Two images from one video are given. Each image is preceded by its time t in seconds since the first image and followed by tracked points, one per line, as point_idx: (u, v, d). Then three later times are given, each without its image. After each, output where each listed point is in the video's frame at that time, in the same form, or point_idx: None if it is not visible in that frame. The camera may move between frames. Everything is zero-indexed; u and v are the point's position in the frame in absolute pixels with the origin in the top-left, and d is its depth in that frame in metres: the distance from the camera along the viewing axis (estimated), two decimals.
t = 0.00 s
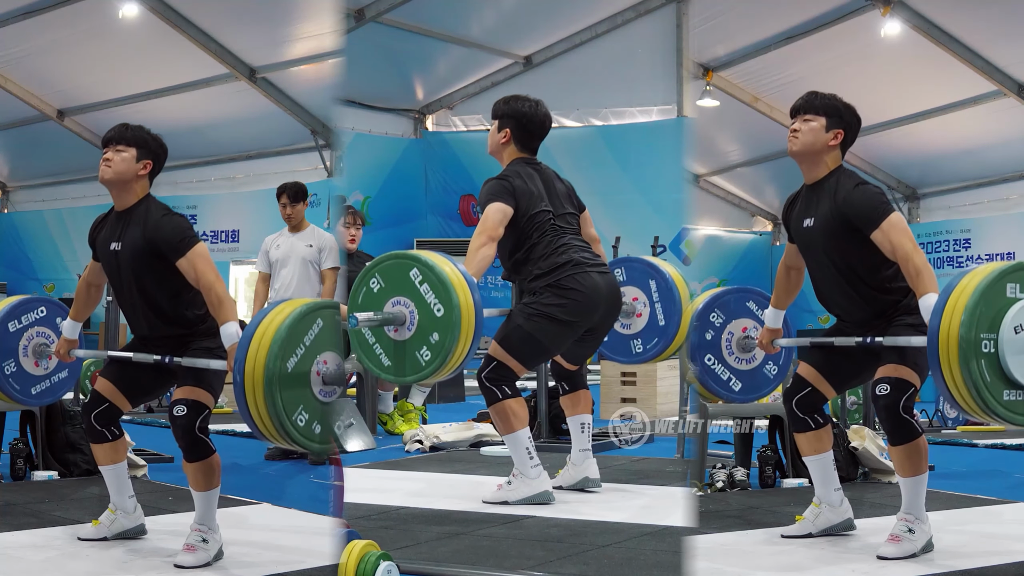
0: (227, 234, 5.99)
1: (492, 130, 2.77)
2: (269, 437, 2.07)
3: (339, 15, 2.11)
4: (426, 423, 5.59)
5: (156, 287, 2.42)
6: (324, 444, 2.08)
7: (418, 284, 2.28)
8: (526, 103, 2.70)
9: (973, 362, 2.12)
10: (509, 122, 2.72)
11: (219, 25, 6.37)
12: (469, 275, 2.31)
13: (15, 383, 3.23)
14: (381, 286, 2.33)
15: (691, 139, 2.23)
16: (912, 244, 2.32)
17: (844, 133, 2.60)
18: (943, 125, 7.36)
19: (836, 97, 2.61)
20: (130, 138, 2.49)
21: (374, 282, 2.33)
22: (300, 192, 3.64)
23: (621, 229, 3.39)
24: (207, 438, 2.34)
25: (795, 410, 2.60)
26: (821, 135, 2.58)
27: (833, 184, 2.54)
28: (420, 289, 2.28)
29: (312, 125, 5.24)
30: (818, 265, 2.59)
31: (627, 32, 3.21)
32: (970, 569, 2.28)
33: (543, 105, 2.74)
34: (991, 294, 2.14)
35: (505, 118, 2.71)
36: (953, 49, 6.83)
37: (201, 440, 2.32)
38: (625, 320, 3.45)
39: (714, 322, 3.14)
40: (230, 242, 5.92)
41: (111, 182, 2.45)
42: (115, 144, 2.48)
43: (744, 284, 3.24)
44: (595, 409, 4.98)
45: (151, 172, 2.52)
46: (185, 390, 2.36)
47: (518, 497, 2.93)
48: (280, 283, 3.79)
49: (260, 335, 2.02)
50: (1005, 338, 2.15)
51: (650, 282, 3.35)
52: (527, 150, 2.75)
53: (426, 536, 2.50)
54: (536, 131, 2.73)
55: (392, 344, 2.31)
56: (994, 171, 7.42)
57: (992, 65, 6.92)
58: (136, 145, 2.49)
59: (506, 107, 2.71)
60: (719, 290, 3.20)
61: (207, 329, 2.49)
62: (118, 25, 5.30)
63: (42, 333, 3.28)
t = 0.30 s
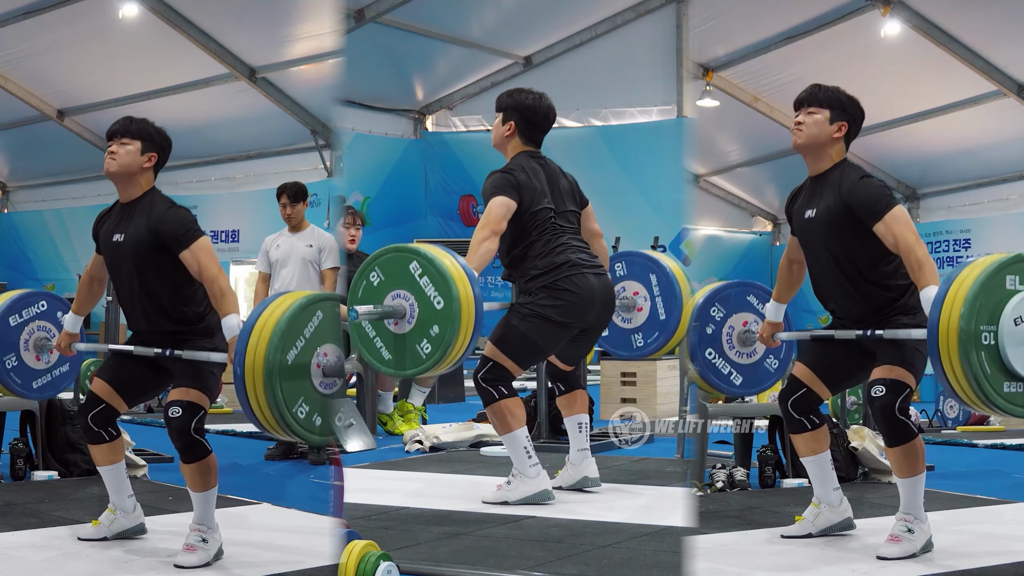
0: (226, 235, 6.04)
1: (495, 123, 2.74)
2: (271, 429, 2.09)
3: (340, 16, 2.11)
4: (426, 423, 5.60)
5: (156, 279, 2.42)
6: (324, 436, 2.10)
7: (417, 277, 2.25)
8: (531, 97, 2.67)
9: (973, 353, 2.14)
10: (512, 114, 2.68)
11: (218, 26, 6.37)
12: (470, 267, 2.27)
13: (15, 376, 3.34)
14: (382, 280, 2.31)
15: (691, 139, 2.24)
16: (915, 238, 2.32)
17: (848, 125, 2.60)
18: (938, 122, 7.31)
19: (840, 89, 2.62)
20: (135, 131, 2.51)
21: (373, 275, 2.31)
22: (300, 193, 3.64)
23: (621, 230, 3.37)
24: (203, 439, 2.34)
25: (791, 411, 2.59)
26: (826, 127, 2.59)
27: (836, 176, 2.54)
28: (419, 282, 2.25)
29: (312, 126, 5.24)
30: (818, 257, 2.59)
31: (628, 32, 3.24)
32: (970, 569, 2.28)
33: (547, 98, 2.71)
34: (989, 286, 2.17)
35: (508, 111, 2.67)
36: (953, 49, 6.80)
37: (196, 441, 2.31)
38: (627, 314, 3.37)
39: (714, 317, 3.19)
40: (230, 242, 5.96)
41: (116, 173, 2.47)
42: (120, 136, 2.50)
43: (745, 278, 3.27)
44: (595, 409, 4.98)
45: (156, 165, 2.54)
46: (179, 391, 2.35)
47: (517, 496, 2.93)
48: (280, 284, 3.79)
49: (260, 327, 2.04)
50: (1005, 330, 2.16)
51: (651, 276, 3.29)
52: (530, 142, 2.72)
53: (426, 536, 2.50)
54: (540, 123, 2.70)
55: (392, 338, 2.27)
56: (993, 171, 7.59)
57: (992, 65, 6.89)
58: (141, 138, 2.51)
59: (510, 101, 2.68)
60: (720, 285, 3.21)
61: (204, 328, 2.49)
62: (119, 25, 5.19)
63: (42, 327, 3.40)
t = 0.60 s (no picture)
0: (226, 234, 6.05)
1: (501, 115, 2.77)
2: (272, 421, 2.11)
3: (339, 16, 2.13)
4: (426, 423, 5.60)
5: (159, 272, 2.43)
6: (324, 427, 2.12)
7: (417, 270, 2.29)
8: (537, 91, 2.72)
9: (973, 345, 2.16)
10: (518, 106, 2.73)
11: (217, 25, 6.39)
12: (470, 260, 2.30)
13: (16, 371, 3.44)
14: (381, 273, 2.33)
15: (691, 139, 2.25)
16: (917, 230, 2.34)
17: (853, 118, 2.60)
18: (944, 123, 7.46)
19: (845, 82, 2.60)
20: (140, 124, 2.51)
21: (374, 269, 2.34)
22: (300, 192, 3.63)
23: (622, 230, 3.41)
24: (199, 438, 2.34)
25: (787, 413, 2.59)
26: (830, 121, 2.59)
27: (841, 168, 2.54)
28: (419, 274, 2.29)
29: (312, 125, 5.26)
30: (815, 248, 2.59)
31: (626, 33, 3.23)
32: (970, 569, 2.28)
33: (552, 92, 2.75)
34: (990, 277, 2.17)
35: (514, 104, 2.72)
36: (953, 49, 6.92)
37: (192, 441, 2.32)
38: (628, 309, 3.57)
39: (715, 311, 3.21)
40: (230, 241, 5.98)
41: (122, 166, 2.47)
42: (126, 129, 2.49)
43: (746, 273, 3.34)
44: (594, 409, 4.99)
45: (161, 157, 2.54)
46: (173, 392, 2.35)
47: (517, 496, 2.93)
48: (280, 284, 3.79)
49: (260, 319, 2.06)
50: (1005, 321, 2.17)
51: (653, 270, 3.50)
52: (536, 137, 2.77)
53: (426, 536, 2.50)
54: (544, 117, 2.74)
55: (393, 331, 2.32)
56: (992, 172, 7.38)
57: (992, 65, 6.98)
58: (147, 131, 2.50)
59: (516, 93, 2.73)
60: (721, 279, 3.30)
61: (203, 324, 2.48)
62: (119, 25, 5.30)
63: (42, 322, 3.50)
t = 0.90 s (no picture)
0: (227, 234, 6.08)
1: (508, 107, 2.72)
2: (272, 414, 2.09)
3: (339, 15, 2.12)
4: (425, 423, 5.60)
5: (161, 263, 2.42)
6: (325, 418, 2.10)
7: (417, 262, 2.20)
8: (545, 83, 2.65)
9: (973, 337, 2.15)
10: (527, 99, 2.66)
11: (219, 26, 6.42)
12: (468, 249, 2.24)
13: (19, 364, 3.44)
14: (380, 267, 2.25)
15: (692, 138, 2.25)
16: (918, 219, 2.34)
17: (859, 111, 2.60)
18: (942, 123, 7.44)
19: (850, 75, 2.62)
20: (147, 117, 2.50)
21: (374, 262, 2.25)
22: (300, 193, 3.63)
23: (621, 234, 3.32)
24: (196, 437, 2.34)
25: (784, 414, 2.59)
26: (836, 113, 2.59)
27: (846, 159, 2.55)
28: (419, 267, 2.20)
29: (312, 125, 5.27)
30: (817, 238, 2.59)
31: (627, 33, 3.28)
32: (970, 570, 2.28)
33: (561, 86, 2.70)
34: (989, 269, 2.17)
35: (523, 96, 2.65)
36: (952, 49, 7.02)
37: (190, 440, 2.31)
38: (628, 304, 3.38)
39: (715, 305, 3.18)
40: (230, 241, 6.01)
41: (128, 159, 2.46)
42: (133, 122, 2.49)
43: (746, 268, 3.27)
44: (594, 409, 4.99)
45: (168, 151, 2.53)
46: (168, 392, 2.34)
47: (516, 496, 2.93)
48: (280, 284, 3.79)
49: (260, 311, 2.06)
50: (1005, 312, 2.17)
51: (653, 265, 3.32)
52: (543, 130, 2.72)
53: (426, 537, 2.50)
54: (550, 111, 2.68)
55: (393, 324, 2.22)
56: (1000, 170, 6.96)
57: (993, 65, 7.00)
58: (153, 124, 2.49)
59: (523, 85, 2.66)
60: (722, 273, 3.22)
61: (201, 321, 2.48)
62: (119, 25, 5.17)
63: (43, 314, 3.51)
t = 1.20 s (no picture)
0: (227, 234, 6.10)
1: (518, 97, 2.78)
2: (274, 405, 2.12)
3: (339, 16, 2.12)
4: (425, 423, 5.60)
5: (163, 254, 2.42)
6: (325, 410, 2.11)
7: (416, 254, 2.20)
8: (555, 77, 2.71)
9: (972, 328, 2.16)
10: (536, 92, 2.73)
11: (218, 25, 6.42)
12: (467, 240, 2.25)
13: (20, 358, 3.43)
14: (381, 260, 2.27)
15: (692, 138, 2.25)
16: (922, 212, 2.33)
17: (865, 104, 2.59)
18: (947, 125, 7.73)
19: (856, 69, 2.60)
20: (155, 111, 2.49)
21: (374, 255, 2.27)
22: (300, 192, 3.64)
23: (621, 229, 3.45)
24: (194, 436, 2.34)
25: (782, 415, 2.59)
26: (844, 106, 2.58)
27: (851, 152, 2.54)
28: (418, 259, 2.21)
29: (311, 125, 5.28)
30: (816, 229, 2.58)
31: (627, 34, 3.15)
32: (969, 570, 2.28)
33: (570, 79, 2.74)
34: (989, 261, 2.18)
35: (534, 88, 2.72)
36: (952, 49, 6.87)
37: (188, 439, 2.32)
38: (629, 298, 3.50)
39: (715, 299, 3.19)
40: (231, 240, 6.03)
41: (136, 151, 2.46)
42: (141, 114, 2.48)
43: (746, 262, 3.28)
44: (594, 409, 5.00)
45: (175, 144, 2.53)
46: (166, 391, 2.33)
47: (515, 495, 2.93)
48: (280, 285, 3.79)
49: (260, 304, 2.09)
50: (1005, 304, 2.17)
51: (653, 258, 3.43)
52: (549, 124, 2.77)
53: (426, 537, 2.50)
54: (560, 107, 2.75)
55: (393, 317, 2.24)
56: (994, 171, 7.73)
57: (992, 65, 6.96)
58: (161, 118, 2.48)
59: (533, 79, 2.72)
60: (722, 267, 3.23)
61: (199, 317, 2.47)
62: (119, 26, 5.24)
63: (44, 309, 3.51)
